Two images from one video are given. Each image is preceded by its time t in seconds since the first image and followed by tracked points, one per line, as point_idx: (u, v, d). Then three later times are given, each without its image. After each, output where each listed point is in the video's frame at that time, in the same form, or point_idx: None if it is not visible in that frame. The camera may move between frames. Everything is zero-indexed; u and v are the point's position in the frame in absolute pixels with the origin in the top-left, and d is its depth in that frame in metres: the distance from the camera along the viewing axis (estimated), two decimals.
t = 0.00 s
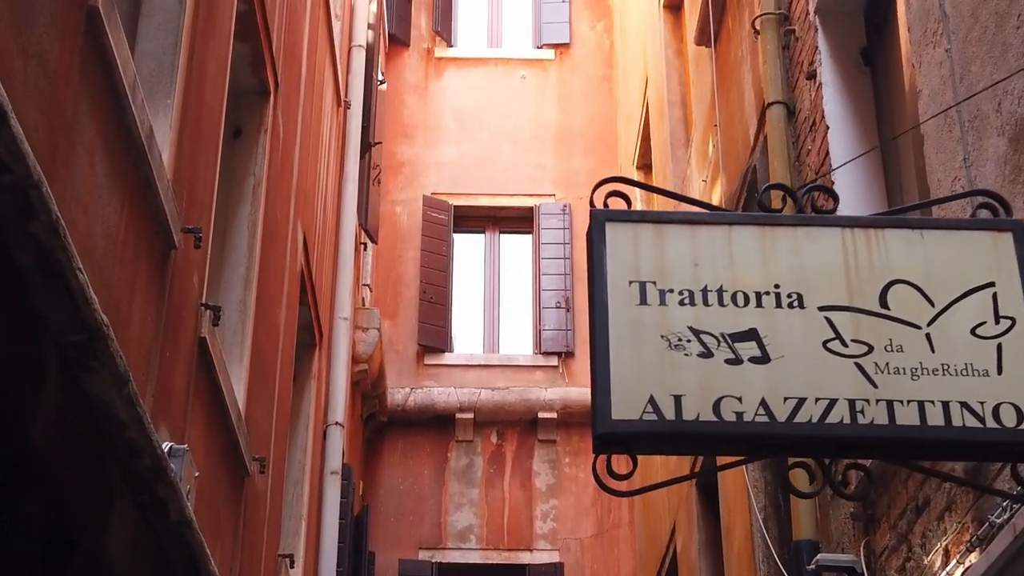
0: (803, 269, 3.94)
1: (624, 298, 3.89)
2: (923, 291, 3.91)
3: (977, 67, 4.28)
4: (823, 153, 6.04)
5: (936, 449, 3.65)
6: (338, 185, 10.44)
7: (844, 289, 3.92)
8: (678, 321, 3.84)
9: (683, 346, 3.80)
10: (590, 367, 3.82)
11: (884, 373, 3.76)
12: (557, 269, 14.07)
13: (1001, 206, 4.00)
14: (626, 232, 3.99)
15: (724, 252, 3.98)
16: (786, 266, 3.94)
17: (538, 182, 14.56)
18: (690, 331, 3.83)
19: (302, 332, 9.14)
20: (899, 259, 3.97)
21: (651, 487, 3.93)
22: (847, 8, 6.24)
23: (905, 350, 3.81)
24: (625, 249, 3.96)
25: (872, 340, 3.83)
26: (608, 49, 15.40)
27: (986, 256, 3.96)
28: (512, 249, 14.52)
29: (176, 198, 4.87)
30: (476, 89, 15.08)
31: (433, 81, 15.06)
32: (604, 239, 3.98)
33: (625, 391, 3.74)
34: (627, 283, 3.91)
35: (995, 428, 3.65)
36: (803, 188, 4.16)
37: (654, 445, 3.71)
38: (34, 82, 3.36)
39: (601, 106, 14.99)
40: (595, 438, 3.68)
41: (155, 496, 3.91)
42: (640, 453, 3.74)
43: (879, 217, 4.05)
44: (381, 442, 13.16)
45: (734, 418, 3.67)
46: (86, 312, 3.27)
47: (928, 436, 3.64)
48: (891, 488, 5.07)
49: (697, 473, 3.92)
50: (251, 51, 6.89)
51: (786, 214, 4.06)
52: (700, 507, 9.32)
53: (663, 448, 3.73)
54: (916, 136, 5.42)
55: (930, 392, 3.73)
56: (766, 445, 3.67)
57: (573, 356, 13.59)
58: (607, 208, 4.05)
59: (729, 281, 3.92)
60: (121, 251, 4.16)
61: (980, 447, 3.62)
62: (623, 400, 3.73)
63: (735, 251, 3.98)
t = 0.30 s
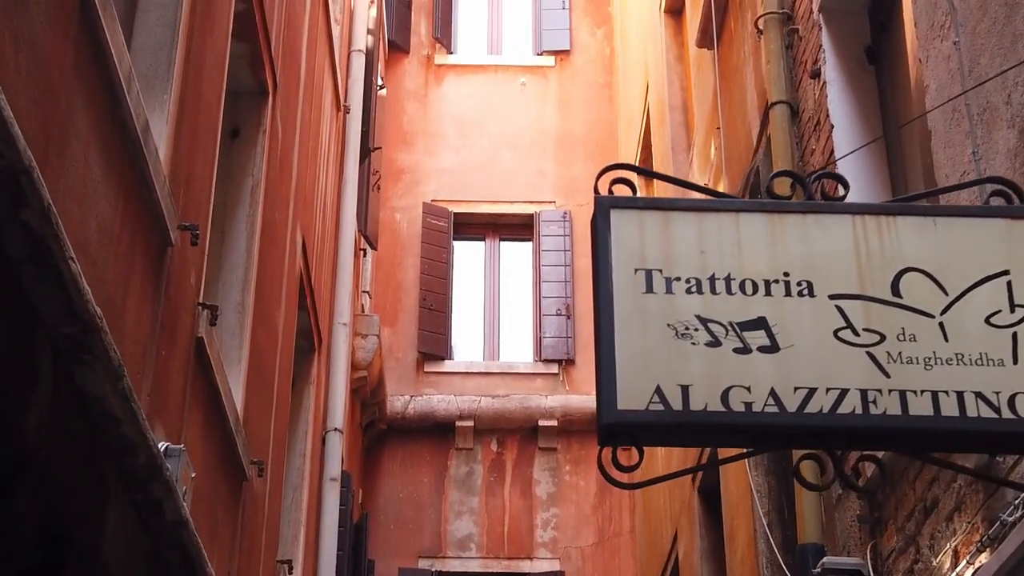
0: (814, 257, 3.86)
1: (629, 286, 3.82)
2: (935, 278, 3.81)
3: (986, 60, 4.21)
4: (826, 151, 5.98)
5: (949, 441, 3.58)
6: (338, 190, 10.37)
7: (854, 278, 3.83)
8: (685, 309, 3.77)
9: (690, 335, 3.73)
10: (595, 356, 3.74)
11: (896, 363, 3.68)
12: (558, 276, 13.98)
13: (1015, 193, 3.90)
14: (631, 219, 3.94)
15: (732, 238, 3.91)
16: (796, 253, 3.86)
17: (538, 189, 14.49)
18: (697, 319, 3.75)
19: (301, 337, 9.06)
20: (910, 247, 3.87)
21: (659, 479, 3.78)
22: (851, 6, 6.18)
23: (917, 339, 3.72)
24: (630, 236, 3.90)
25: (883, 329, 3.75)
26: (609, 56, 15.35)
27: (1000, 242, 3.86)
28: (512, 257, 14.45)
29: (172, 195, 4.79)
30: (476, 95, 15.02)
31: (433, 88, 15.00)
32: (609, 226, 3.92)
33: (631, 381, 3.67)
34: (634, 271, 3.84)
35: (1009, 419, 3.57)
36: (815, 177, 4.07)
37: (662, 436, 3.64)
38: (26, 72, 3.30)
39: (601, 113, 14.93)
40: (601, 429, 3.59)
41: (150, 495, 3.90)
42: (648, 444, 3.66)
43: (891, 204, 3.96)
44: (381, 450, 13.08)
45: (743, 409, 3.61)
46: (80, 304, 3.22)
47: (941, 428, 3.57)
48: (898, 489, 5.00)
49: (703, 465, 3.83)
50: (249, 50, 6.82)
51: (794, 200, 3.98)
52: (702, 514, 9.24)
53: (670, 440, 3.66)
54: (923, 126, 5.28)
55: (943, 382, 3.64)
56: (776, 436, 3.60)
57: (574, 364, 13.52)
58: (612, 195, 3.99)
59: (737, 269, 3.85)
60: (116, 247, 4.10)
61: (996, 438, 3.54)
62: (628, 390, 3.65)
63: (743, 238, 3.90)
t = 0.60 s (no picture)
0: (825, 244, 3.80)
1: (637, 274, 3.76)
2: (951, 265, 3.76)
3: (997, 52, 4.15)
4: (831, 151, 5.91)
5: (967, 431, 3.49)
6: (338, 196, 10.30)
7: (868, 265, 3.78)
8: (694, 298, 3.71)
9: (700, 324, 3.66)
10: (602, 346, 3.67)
11: (912, 352, 3.62)
12: (559, 284, 13.91)
13: None
14: (638, 206, 3.89)
15: (741, 225, 3.84)
16: (806, 241, 3.80)
17: (539, 197, 14.42)
18: (707, 308, 3.69)
19: (301, 343, 8.99)
20: (924, 234, 3.82)
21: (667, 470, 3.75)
22: (857, 5, 6.12)
23: (933, 328, 3.66)
24: (637, 223, 3.85)
25: (898, 317, 3.69)
26: (609, 64, 15.29)
27: (1014, 231, 3.83)
28: (512, 265, 14.37)
29: (170, 192, 4.72)
30: (476, 104, 14.96)
31: (433, 96, 14.95)
32: (615, 212, 3.87)
33: (638, 371, 3.60)
34: (641, 258, 3.79)
35: None
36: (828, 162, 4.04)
37: (672, 428, 3.56)
38: (20, 59, 3.23)
39: (602, 121, 14.87)
40: (608, 420, 3.52)
41: (146, 495, 3.86)
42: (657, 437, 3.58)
43: (905, 190, 3.91)
44: (381, 459, 13.00)
45: (755, 398, 3.53)
46: (74, 294, 3.16)
47: (958, 417, 3.50)
48: (907, 492, 4.92)
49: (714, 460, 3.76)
50: (249, 51, 6.75)
51: (806, 186, 3.92)
52: (704, 522, 9.16)
53: (681, 432, 3.58)
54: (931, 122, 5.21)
55: (960, 371, 3.58)
56: (787, 426, 3.52)
57: (575, 372, 13.44)
58: (617, 181, 3.95)
59: (747, 257, 3.78)
60: (111, 242, 4.02)
61: (1015, 429, 3.50)
62: (636, 380, 3.59)
63: (754, 225, 3.84)
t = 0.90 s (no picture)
0: (839, 230, 3.76)
1: (646, 262, 3.71)
2: (967, 253, 3.70)
3: (1009, 43, 4.08)
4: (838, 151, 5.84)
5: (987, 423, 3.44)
6: (337, 202, 10.23)
7: (883, 252, 3.72)
8: (703, 286, 3.65)
9: (710, 312, 3.61)
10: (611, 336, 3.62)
11: (929, 341, 3.55)
12: (559, 292, 13.83)
13: None
14: (646, 191, 3.83)
15: (752, 212, 3.79)
16: (820, 226, 3.76)
17: (540, 205, 14.35)
18: (718, 296, 3.63)
19: (300, 349, 8.91)
20: (941, 221, 3.76)
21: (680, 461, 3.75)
22: (863, 3, 6.05)
23: (950, 316, 3.59)
24: (646, 209, 3.79)
25: (914, 305, 3.62)
26: (610, 72, 15.23)
27: None
28: (512, 273, 14.29)
29: (167, 188, 4.65)
30: (476, 112, 14.90)
31: (433, 104, 14.88)
32: (623, 198, 3.81)
33: (647, 360, 3.55)
34: (650, 245, 3.73)
35: None
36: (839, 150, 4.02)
37: (681, 418, 3.51)
38: (14, 46, 3.17)
39: (603, 129, 14.80)
40: (616, 409, 3.47)
41: (142, 495, 3.78)
42: (667, 428, 3.54)
43: (921, 176, 3.85)
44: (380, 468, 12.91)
45: (768, 388, 3.47)
46: (67, 286, 3.09)
47: (978, 408, 3.43)
48: (916, 495, 4.83)
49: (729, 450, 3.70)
50: (248, 51, 6.68)
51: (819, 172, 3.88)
52: (707, 530, 9.07)
53: (692, 423, 3.53)
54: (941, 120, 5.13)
55: (978, 361, 3.52)
56: (801, 417, 3.47)
57: (575, 381, 13.36)
58: (625, 166, 3.89)
59: (758, 244, 3.72)
60: (107, 235, 3.95)
61: None
62: (645, 368, 3.54)
63: (765, 212, 3.78)
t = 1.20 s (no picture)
0: (853, 218, 3.69)
1: (656, 250, 3.64)
2: (986, 241, 3.64)
3: (1021, 36, 4.02)
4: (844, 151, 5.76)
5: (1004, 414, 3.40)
6: (337, 208, 10.16)
7: (899, 240, 3.66)
8: (715, 274, 3.59)
9: (722, 301, 3.54)
10: (619, 326, 3.56)
11: (946, 331, 3.49)
12: (561, 300, 13.75)
13: None
14: (656, 177, 3.78)
15: (765, 199, 3.73)
16: (834, 214, 3.70)
17: (540, 212, 14.28)
18: (729, 285, 3.57)
19: (299, 355, 8.83)
20: (958, 209, 3.70)
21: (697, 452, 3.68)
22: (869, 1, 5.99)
23: (969, 306, 3.53)
24: (655, 197, 3.73)
25: (932, 295, 3.56)
26: (611, 78, 15.16)
27: None
28: (513, 281, 14.22)
29: (164, 186, 4.58)
30: (477, 119, 14.84)
31: (433, 111, 14.83)
32: (631, 185, 3.75)
33: (657, 351, 3.49)
34: (659, 233, 3.67)
35: None
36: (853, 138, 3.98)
37: (692, 410, 3.45)
38: (6, 31, 3.10)
39: (604, 136, 14.74)
40: (624, 400, 3.41)
41: (138, 496, 3.68)
42: (677, 420, 3.48)
43: (937, 163, 3.79)
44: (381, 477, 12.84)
45: (781, 378, 3.41)
46: (60, 278, 3.01)
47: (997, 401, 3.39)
48: (925, 498, 4.76)
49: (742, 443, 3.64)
50: (247, 52, 6.62)
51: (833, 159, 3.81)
52: (711, 538, 8.99)
53: (703, 415, 3.47)
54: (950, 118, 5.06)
55: (998, 352, 3.47)
56: (815, 408, 3.40)
57: (577, 389, 13.28)
58: (634, 152, 3.83)
59: (771, 231, 3.66)
60: (103, 230, 3.87)
61: None
62: (656, 358, 3.48)
63: (777, 200, 3.72)
